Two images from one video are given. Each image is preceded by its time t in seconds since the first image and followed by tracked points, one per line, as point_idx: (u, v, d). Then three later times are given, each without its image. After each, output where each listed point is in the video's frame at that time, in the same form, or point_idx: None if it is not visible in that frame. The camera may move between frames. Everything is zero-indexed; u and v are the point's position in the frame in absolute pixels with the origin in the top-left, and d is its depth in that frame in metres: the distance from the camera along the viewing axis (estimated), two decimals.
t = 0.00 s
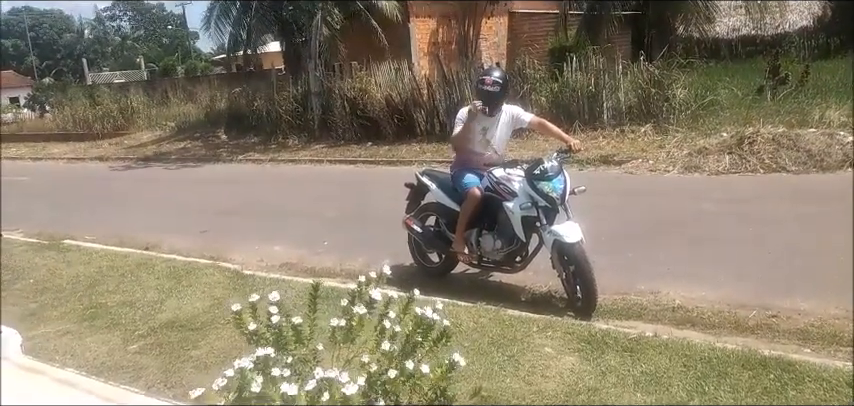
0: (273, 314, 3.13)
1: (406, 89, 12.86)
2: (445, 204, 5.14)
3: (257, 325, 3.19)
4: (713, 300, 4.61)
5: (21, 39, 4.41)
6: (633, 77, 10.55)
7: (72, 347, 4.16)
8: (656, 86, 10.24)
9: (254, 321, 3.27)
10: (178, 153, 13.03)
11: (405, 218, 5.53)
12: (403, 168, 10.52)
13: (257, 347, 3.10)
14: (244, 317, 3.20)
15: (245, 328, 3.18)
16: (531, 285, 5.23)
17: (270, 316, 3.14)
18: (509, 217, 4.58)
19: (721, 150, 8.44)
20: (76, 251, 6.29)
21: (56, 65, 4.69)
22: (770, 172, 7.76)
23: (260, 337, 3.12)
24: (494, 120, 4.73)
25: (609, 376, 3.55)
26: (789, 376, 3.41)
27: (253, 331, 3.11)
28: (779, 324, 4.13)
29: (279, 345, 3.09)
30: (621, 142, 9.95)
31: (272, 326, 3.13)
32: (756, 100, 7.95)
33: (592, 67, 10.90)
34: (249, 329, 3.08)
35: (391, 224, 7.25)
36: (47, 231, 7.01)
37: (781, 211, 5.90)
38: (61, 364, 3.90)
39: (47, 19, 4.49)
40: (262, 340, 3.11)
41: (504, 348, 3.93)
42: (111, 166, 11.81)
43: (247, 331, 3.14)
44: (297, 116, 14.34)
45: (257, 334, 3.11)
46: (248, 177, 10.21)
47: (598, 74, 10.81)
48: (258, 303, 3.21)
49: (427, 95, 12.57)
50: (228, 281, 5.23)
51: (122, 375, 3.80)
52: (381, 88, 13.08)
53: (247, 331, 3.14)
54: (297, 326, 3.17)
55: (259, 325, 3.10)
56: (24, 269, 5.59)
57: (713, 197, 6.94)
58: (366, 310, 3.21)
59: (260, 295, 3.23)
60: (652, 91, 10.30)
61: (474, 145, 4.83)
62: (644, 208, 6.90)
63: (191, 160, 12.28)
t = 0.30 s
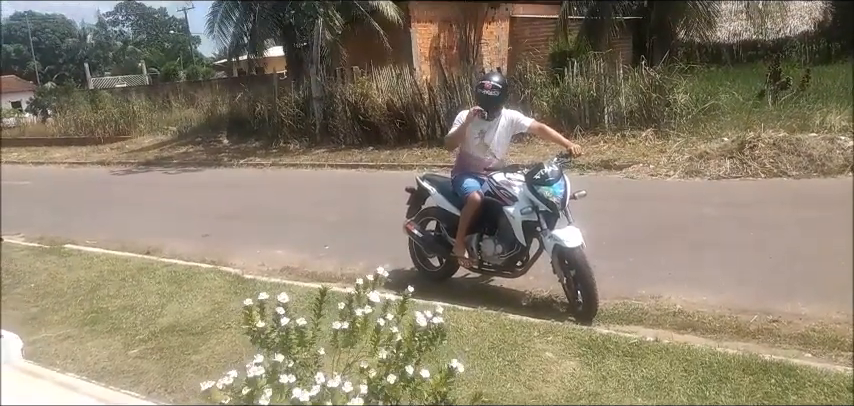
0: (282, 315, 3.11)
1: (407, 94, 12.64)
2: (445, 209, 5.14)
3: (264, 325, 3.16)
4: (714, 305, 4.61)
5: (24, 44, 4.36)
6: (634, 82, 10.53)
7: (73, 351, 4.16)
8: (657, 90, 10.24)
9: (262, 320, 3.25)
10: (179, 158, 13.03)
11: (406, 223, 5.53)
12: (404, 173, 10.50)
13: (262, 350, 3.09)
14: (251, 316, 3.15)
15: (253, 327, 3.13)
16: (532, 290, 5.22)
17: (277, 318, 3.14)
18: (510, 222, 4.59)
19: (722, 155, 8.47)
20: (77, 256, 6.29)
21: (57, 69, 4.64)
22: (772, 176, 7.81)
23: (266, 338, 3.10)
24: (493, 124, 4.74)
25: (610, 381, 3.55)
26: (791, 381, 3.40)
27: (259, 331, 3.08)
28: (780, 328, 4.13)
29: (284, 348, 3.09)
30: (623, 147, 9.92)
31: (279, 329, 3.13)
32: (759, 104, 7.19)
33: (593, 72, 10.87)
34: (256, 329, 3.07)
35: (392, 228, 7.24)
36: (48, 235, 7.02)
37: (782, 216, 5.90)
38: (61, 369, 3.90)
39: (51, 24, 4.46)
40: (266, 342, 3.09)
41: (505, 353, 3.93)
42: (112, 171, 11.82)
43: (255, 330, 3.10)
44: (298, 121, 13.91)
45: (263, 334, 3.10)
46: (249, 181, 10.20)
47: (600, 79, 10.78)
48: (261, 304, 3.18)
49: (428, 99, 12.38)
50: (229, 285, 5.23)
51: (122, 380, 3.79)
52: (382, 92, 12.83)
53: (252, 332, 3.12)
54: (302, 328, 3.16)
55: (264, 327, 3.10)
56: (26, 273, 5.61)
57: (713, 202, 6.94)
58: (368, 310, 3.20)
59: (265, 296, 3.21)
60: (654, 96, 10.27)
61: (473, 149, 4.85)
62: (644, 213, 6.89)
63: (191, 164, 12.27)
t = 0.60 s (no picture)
0: (279, 318, 3.10)
1: (409, 97, 12.93)
2: (447, 212, 5.14)
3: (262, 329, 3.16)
4: (716, 308, 4.61)
5: (27, 48, 4.52)
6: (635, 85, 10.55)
7: (75, 355, 4.16)
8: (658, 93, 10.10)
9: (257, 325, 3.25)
10: (181, 162, 13.05)
11: (407, 226, 5.53)
12: (406, 176, 10.52)
13: (260, 354, 3.08)
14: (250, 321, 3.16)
15: (250, 334, 3.12)
16: (534, 293, 5.22)
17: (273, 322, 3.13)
18: (511, 225, 4.60)
19: (724, 158, 8.77)
20: (78, 260, 6.29)
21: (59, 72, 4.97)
22: (773, 179, 8.06)
23: (264, 343, 3.09)
24: (493, 127, 4.73)
25: (612, 384, 3.55)
26: (793, 383, 3.40)
27: (256, 337, 3.07)
28: (782, 331, 4.13)
29: (284, 351, 3.09)
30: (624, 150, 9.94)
31: (275, 332, 3.12)
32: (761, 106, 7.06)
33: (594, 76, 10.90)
34: (252, 334, 3.06)
35: (394, 231, 7.25)
36: (51, 239, 7.03)
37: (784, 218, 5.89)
38: (64, 373, 3.91)
39: (54, 29, 4.57)
40: (264, 347, 3.08)
41: (507, 356, 3.93)
42: (114, 175, 11.83)
43: (252, 336, 3.09)
44: (300, 125, 14.70)
45: (259, 340, 3.09)
46: (251, 185, 10.21)
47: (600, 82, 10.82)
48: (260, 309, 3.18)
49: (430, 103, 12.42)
50: (230, 289, 5.24)
51: (124, 383, 3.80)
52: (384, 96, 13.29)
53: (251, 337, 3.11)
54: (303, 331, 3.17)
55: (261, 332, 3.08)
56: (28, 277, 5.61)
57: (715, 204, 6.95)
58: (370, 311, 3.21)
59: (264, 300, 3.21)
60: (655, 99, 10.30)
61: (473, 152, 4.83)
62: (646, 216, 6.90)
63: (193, 169, 12.29)
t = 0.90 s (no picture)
0: (282, 324, 3.10)
1: (408, 103, 12.71)
2: (446, 217, 5.15)
3: (265, 336, 3.16)
4: (716, 310, 4.61)
5: (26, 56, 4.55)
6: (635, 88, 10.54)
7: (76, 362, 4.16)
8: (657, 97, 10.28)
9: (259, 332, 3.25)
10: (181, 168, 13.06)
11: (407, 231, 5.54)
12: (406, 181, 10.51)
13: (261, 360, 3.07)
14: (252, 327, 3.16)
15: (253, 339, 3.12)
16: (534, 297, 5.22)
17: (276, 329, 3.13)
18: (511, 230, 4.61)
19: (723, 161, 8.47)
20: (79, 266, 6.29)
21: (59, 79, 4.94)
22: (772, 183, 7.84)
23: (266, 349, 3.09)
24: (493, 132, 4.73)
25: (612, 388, 3.54)
26: (793, 387, 3.40)
27: (258, 343, 3.07)
28: (782, 334, 4.13)
29: (283, 358, 3.09)
30: (624, 154, 9.92)
31: (278, 339, 3.12)
32: (760, 112, 7.27)
33: (594, 79, 10.88)
34: (255, 341, 3.05)
35: (394, 236, 7.24)
36: (51, 247, 7.03)
37: (784, 222, 5.89)
38: (64, 380, 3.91)
39: (53, 35, 4.62)
40: (267, 353, 3.08)
41: (507, 361, 3.93)
42: (114, 182, 11.84)
43: (254, 342, 3.08)
44: (300, 130, 14.02)
45: (263, 347, 3.08)
46: (252, 191, 10.20)
47: (600, 86, 10.80)
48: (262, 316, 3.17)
49: (429, 108, 12.47)
50: (231, 295, 5.24)
51: (125, 390, 3.79)
52: (383, 101, 12.93)
53: (253, 343, 3.10)
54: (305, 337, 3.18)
55: (263, 339, 3.08)
56: (29, 285, 5.62)
57: (714, 208, 6.95)
58: (369, 318, 3.20)
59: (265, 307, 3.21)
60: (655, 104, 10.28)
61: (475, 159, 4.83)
62: (646, 219, 6.90)
63: (193, 175, 12.29)
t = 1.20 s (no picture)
0: (274, 327, 3.10)
1: (397, 106, 12.72)
2: (435, 220, 5.15)
3: (256, 338, 3.16)
4: (703, 312, 4.63)
5: (11, 58, 4.42)
6: (622, 91, 10.56)
7: (61, 367, 4.13)
8: (645, 100, 10.31)
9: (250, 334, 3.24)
10: (169, 171, 12.99)
11: (396, 234, 5.53)
12: (395, 184, 10.50)
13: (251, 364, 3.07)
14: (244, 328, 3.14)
15: (246, 341, 3.11)
16: (522, 300, 5.23)
17: (267, 332, 3.13)
18: (499, 232, 4.62)
19: (709, 164, 8.41)
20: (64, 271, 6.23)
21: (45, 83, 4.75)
22: (758, 185, 7.72)
23: (258, 351, 3.08)
24: (481, 136, 4.74)
25: (600, 390, 3.56)
26: (779, 387, 3.43)
27: (251, 344, 3.05)
28: (768, 335, 4.15)
29: (275, 361, 3.08)
30: (611, 157, 9.96)
31: (270, 341, 3.11)
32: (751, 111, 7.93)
33: (581, 83, 10.92)
34: (248, 342, 3.04)
35: (383, 239, 7.23)
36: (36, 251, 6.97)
37: (769, 225, 5.93)
38: (50, 385, 3.87)
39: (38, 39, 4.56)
40: (258, 356, 3.07)
41: (495, 363, 3.93)
42: (101, 185, 11.76)
43: (246, 343, 3.08)
44: (288, 134, 13.95)
45: (253, 349, 3.07)
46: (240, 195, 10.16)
47: (587, 89, 10.83)
48: (252, 318, 3.16)
49: (417, 111, 12.49)
50: (219, 299, 5.22)
51: (112, 395, 3.76)
52: (371, 104, 12.91)
53: (245, 345, 3.08)
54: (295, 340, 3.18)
55: (256, 341, 3.07)
56: (13, 289, 5.56)
57: (701, 209, 6.99)
58: (360, 323, 3.20)
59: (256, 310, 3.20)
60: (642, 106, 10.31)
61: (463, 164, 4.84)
62: (634, 221, 6.93)
63: (181, 178, 12.23)
